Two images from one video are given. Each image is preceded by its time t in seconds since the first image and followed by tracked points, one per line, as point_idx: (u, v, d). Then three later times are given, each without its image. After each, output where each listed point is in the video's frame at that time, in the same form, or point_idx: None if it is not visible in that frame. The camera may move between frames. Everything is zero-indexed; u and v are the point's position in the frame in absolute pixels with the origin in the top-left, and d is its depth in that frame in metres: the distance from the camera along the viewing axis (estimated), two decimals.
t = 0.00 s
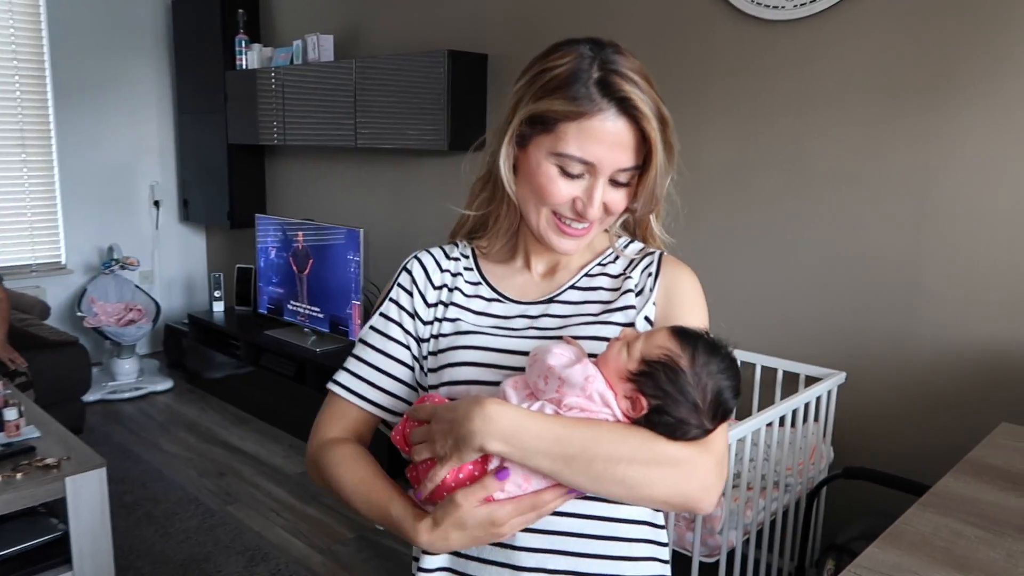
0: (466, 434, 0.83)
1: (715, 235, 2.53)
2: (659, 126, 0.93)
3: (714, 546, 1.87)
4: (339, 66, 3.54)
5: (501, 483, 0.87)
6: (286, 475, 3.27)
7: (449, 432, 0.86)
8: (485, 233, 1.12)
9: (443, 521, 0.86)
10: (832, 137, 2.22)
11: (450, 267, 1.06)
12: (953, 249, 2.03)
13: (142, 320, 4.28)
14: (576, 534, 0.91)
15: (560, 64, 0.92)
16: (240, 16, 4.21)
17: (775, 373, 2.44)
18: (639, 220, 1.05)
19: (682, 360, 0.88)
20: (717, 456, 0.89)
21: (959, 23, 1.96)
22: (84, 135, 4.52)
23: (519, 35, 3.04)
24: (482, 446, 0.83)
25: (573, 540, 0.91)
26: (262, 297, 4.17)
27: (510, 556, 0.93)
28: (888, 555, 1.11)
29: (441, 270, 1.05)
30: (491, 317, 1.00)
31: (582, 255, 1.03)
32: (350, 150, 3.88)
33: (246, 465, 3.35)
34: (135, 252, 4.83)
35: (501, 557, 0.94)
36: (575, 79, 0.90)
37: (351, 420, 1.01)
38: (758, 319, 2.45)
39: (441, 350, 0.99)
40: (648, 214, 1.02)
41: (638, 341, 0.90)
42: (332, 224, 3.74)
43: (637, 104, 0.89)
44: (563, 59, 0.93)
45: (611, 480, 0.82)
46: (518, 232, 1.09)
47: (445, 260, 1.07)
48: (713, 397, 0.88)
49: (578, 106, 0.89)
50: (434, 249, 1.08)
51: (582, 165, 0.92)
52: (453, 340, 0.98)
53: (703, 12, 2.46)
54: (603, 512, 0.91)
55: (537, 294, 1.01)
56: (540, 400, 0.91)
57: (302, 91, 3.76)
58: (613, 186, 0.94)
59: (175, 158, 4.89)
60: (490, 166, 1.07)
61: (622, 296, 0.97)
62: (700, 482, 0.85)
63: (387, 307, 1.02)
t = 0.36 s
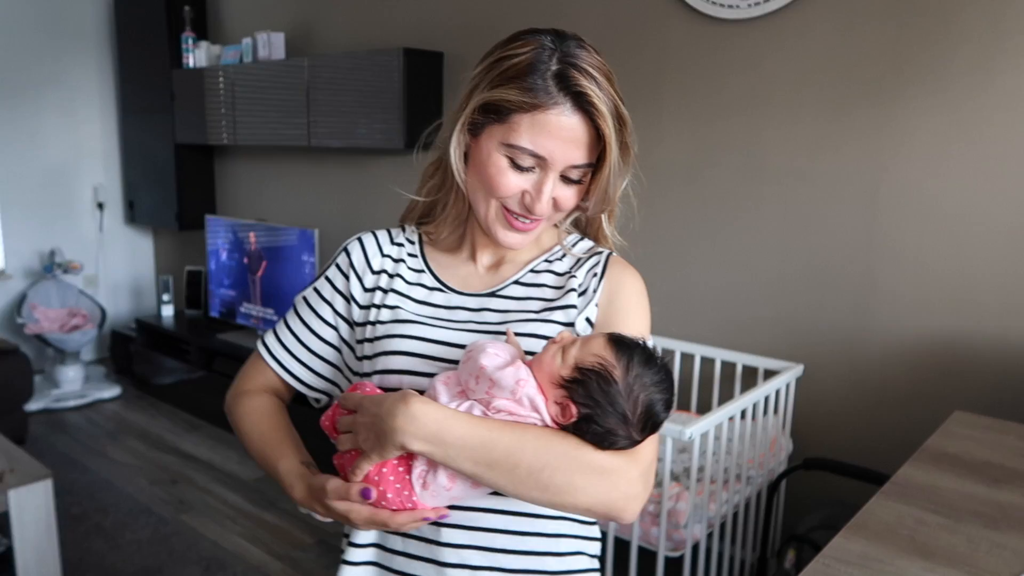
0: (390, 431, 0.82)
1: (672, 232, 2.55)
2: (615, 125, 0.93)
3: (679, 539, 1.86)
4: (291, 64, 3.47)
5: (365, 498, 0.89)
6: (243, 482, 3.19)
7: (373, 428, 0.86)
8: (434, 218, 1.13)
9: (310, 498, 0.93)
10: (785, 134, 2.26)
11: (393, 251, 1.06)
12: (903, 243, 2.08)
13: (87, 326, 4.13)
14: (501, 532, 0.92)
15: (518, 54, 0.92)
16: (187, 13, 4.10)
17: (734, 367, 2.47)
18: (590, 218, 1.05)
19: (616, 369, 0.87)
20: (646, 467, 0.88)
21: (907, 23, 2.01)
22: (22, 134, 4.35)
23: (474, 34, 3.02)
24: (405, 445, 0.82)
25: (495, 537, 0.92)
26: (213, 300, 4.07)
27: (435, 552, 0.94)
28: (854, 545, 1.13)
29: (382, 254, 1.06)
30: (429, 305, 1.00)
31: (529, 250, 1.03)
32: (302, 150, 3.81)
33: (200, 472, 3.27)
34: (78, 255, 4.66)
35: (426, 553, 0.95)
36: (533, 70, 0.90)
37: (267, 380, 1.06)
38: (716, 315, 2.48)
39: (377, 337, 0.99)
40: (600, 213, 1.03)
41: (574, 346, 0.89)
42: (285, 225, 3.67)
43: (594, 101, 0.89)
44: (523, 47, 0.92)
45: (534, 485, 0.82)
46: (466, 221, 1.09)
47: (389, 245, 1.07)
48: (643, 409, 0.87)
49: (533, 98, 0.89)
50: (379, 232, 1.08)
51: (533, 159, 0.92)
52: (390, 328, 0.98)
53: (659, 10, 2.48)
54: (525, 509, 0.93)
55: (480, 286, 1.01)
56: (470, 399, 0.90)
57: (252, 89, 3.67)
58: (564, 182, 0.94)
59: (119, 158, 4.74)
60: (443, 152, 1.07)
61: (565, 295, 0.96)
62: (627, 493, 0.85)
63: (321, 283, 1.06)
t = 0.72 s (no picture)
0: (326, 417, 0.81)
1: (656, 216, 2.55)
2: (542, 113, 0.94)
3: (667, 522, 1.87)
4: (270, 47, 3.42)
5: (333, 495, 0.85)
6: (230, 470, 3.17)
7: (308, 415, 0.84)
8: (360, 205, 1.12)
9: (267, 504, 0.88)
10: (768, 118, 2.26)
11: (318, 240, 1.05)
12: (886, 225, 2.09)
13: (66, 315, 4.07)
14: (440, 514, 0.92)
15: (446, 41, 0.92)
16: None
17: (719, 351, 2.48)
18: (516, 205, 1.07)
19: (550, 351, 0.88)
20: (577, 446, 0.90)
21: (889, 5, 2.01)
22: None
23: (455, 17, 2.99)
24: (341, 431, 0.81)
25: (435, 520, 0.92)
26: (195, 288, 4.03)
27: (372, 541, 0.93)
28: (843, 526, 1.14)
29: (307, 243, 1.04)
30: (357, 294, 0.99)
31: (456, 238, 1.04)
32: (283, 135, 3.77)
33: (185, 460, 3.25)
34: (57, 244, 4.60)
35: (363, 543, 0.94)
36: (461, 57, 0.90)
37: (185, 382, 1.00)
38: (701, 299, 2.48)
39: (304, 328, 0.98)
40: (526, 201, 1.05)
41: (509, 329, 0.90)
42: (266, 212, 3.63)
43: (522, 88, 0.90)
44: (450, 34, 0.92)
45: (471, 467, 0.83)
46: (391, 210, 1.09)
47: (314, 233, 1.06)
48: (578, 389, 0.89)
49: (461, 84, 0.89)
50: (303, 220, 1.07)
51: (462, 145, 0.92)
52: (317, 318, 0.97)
53: None
54: (460, 491, 0.93)
55: (407, 275, 1.01)
56: (406, 384, 0.90)
57: (231, 73, 3.62)
58: (492, 169, 0.94)
59: (96, 144, 4.67)
60: (369, 139, 1.06)
61: (493, 281, 0.97)
62: (559, 472, 0.87)
63: (242, 274, 1.01)
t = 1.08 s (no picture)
0: (362, 412, 0.81)
1: (672, 208, 2.54)
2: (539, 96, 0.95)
3: (685, 515, 1.87)
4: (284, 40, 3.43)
5: (440, 452, 0.87)
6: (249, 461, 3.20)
7: (342, 409, 0.84)
8: (355, 196, 1.09)
9: (380, 495, 0.84)
10: (786, 107, 2.23)
11: (315, 235, 1.02)
12: (907, 216, 2.07)
13: (87, 308, 4.11)
14: (461, 498, 0.93)
15: (443, 27, 0.92)
16: None
17: (737, 343, 2.47)
18: (508, 187, 1.08)
19: (573, 325, 0.93)
20: (600, 415, 0.95)
21: None
22: (16, 114, 4.32)
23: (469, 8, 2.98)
24: (379, 423, 0.82)
25: (457, 504, 0.93)
26: (213, 280, 4.07)
27: (397, 528, 0.92)
28: (865, 520, 1.13)
29: (305, 239, 1.01)
30: (359, 286, 0.97)
31: (453, 223, 1.04)
32: (299, 128, 3.78)
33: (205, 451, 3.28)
34: (77, 237, 4.64)
35: (386, 531, 0.93)
36: (461, 43, 0.90)
37: (226, 404, 0.91)
38: (719, 291, 2.47)
39: (309, 324, 0.96)
40: (520, 181, 1.06)
41: (528, 308, 0.93)
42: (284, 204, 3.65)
43: (521, 72, 0.91)
44: (446, 21, 0.92)
45: (508, 448, 0.86)
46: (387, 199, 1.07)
47: (310, 228, 1.02)
48: (602, 359, 0.94)
49: (463, 71, 0.90)
50: (295, 215, 1.03)
51: (466, 131, 0.92)
52: (323, 313, 0.95)
53: None
54: (479, 473, 0.94)
55: (408, 264, 1.00)
56: (434, 373, 0.91)
57: (247, 66, 3.63)
58: (493, 153, 0.95)
59: (115, 138, 4.70)
60: (361, 129, 1.04)
61: (495, 265, 0.99)
62: (587, 444, 0.92)
63: (251, 279, 0.94)
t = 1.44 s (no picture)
0: (427, 407, 0.80)
1: (693, 203, 2.52)
2: (607, 88, 0.91)
3: (704, 512, 1.87)
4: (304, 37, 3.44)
5: (454, 459, 0.84)
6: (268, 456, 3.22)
7: (407, 401, 0.83)
8: (425, 191, 1.07)
9: (388, 490, 0.84)
10: (810, 100, 2.20)
11: (385, 228, 1.01)
12: (933, 209, 2.03)
13: (111, 303, 4.16)
14: (529, 494, 0.90)
15: (506, 21, 0.89)
16: None
17: (758, 339, 2.44)
18: (578, 179, 1.03)
19: (638, 317, 0.90)
20: (673, 415, 0.90)
21: None
22: (42, 113, 4.38)
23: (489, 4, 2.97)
24: (445, 420, 0.80)
25: (526, 501, 0.90)
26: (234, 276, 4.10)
27: (463, 520, 0.91)
28: (887, 518, 1.11)
29: (375, 232, 1.00)
30: (430, 280, 0.96)
31: (522, 217, 1.01)
32: (318, 125, 3.80)
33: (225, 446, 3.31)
34: (101, 234, 4.70)
35: (454, 522, 0.91)
36: (524, 36, 0.87)
37: (275, 386, 0.96)
38: (741, 286, 2.44)
39: (380, 316, 0.95)
40: (590, 175, 1.01)
41: (591, 301, 0.90)
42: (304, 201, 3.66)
43: (587, 64, 0.88)
44: (509, 14, 0.89)
45: (575, 448, 0.81)
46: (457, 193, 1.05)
47: (380, 222, 1.01)
48: (668, 351, 0.91)
49: (527, 65, 0.87)
50: (367, 209, 1.02)
51: (530, 127, 0.90)
52: (394, 306, 0.94)
53: None
54: (550, 469, 0.90)
55: (477, 258, 0.97)
56: (498, 370, 0.89)
57: (267, 64, 3.65)
58: (560, 148, 0.92)
59: (138, 136, 4.76)
60: (429, 124, 1.03)
61: (565, 258, 0.95)
62: (659, 446, 0.86)
63: (317, 271, 0.97)
